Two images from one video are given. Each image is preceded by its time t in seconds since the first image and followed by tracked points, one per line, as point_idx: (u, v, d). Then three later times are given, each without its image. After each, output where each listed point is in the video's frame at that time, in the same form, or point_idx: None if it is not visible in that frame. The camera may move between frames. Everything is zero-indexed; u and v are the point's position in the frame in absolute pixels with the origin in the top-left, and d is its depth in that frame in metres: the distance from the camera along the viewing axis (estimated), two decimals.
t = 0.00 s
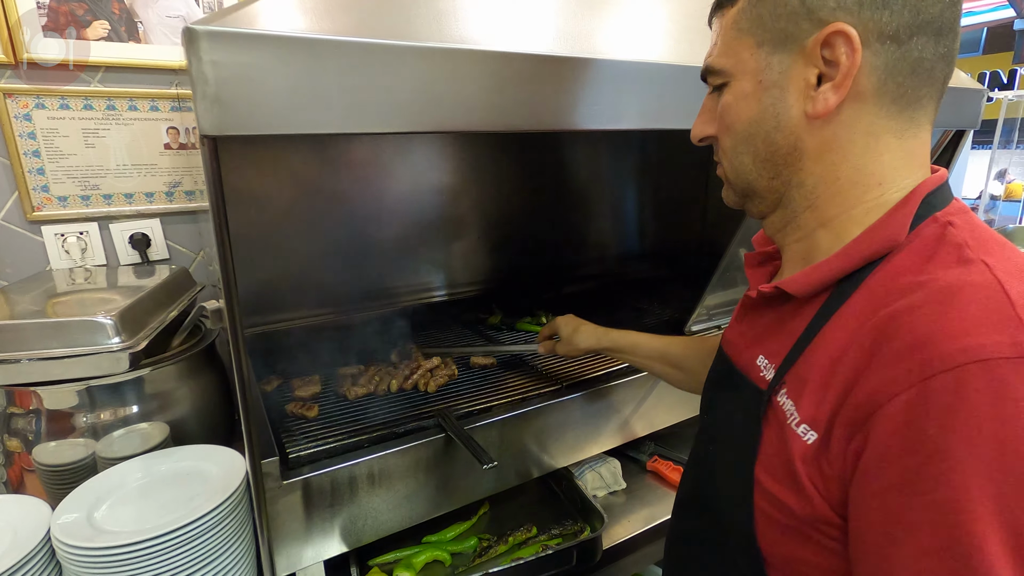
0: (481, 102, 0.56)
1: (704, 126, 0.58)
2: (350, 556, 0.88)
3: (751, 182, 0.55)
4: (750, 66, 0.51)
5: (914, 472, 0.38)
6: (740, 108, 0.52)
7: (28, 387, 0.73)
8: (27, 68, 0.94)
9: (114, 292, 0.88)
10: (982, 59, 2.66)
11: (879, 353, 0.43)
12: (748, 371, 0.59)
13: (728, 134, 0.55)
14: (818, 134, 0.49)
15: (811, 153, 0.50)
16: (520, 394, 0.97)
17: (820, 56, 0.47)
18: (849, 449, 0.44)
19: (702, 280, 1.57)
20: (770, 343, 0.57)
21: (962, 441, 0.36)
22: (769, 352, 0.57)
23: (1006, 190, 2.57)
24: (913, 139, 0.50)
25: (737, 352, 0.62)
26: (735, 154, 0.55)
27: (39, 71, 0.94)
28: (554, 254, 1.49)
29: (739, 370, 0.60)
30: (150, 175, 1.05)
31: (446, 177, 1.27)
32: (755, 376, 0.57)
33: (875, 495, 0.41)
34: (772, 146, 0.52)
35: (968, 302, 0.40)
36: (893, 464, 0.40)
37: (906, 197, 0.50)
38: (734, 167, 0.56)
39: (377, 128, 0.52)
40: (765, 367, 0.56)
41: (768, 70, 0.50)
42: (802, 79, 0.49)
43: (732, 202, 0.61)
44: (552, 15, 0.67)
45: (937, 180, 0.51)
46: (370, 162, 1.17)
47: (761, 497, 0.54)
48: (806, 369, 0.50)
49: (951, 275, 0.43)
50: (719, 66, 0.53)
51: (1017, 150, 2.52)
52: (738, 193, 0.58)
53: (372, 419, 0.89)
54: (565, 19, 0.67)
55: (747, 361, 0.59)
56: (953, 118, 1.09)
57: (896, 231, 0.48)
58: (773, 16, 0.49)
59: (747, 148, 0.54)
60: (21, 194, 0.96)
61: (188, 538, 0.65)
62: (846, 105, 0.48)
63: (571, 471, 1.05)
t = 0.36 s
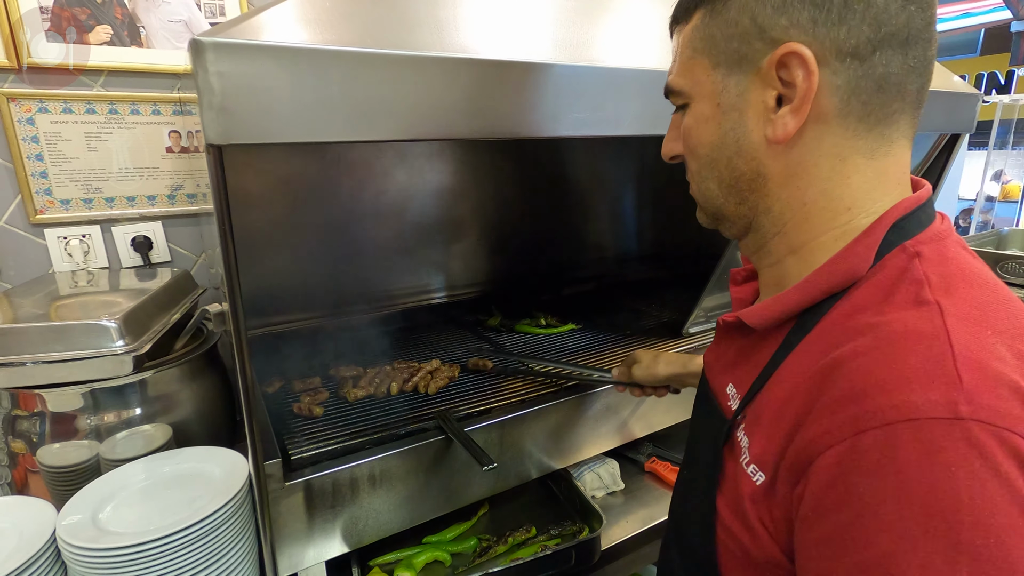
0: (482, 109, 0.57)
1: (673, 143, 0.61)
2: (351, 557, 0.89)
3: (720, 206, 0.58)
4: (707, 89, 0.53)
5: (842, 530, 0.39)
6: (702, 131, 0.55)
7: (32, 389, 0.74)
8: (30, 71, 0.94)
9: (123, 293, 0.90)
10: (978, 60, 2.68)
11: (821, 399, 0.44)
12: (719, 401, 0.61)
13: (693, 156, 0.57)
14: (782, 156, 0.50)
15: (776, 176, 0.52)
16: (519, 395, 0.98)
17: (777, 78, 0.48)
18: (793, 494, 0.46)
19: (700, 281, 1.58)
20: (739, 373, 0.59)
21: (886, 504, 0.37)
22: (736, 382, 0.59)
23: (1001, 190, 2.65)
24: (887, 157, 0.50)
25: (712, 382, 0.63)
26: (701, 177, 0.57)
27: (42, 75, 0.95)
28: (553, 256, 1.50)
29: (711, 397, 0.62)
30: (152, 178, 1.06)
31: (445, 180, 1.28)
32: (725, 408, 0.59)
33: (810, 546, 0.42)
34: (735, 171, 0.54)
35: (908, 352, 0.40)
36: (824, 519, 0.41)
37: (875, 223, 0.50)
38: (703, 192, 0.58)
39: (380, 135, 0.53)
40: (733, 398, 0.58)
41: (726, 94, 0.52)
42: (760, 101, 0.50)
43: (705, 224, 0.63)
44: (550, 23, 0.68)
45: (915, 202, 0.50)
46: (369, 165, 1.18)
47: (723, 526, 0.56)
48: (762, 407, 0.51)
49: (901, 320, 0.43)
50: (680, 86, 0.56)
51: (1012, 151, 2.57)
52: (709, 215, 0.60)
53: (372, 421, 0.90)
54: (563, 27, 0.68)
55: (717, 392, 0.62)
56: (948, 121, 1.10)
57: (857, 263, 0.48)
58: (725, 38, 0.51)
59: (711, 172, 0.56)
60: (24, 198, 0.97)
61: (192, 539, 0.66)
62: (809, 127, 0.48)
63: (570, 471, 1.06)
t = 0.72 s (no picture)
0: (486, 116, 0.59)
1: (681, 149, 0.62)
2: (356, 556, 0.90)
3: (723, 212, 0.59)
4: (716, 95, 0.55)
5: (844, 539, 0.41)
6: (708, 136, 0.56)
7: (42, 392, 0.75)
8: (38, 76, 0.95)
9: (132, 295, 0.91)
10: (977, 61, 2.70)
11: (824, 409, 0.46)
12: (725, 409, 0.62)
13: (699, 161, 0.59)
14: (786, 164, 0.52)
15: (780, 183, 0.53)
16: (522, 396, 0.99)
17: (784, 86, 0.50)
18: (796, 502, 0.47)
19: (700, 282, 1.59)
20: (743, 383, 0.60)
21: (886, 513, 0.38)
22: (743, 391, 0.60)
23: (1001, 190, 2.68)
24: (891, 168, 0.51)
25: (717, 390, 0.65)
26: (706, 182, 0.59)
27: (49, 80, 0.96)
28: (554, 258, 1.51)
29: (716, 406, 0.64)
30: (157, 181, 1.07)
31: (447, 183, 1.29)
32: (732, 416, 0.60)
33: (812, 554, 0.44)
34: (739, 177, 0.55)
35: (906, 365, 0.42)
36: (826, 528, 0.42)
37: (877, 234, 0.51)
38: (707, 197, 0.60)
39: (387, 142, 0.54)
40: (740, 408, 0.59)
41: (733, 101, 0.53)
42: (767, 109, 0.51)
43: (710, 229, 0.65)
44: (553, 30, 0.69)
45: (914, 215, 0.51)
46: (372, 168, 1.19)
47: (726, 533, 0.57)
48: (766, 416, 0.52)
49: (901, 332, 0.44)
50: (688, 92, 0.57)
51: (1009, 153, 2.60)
52: (713, 219, 0.62)
53: (377, 421, 0.91)
54: (565, 34, 0.69)
55: (723, 401, 0.63)
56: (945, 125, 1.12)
57: (858, 275, 0.50)
58: (735, 45, 0.52)
59: (715, 178, 0.58)
60: (31, 201, 0.98)
61: (200, 538, 0.67)
62: (813, 136, 0.50)
63: (571, 471, 1.07)
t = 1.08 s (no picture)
0: (490, 129, 0.60)
1: (676, 154, 0.63)
2: (359, 559, 0.91)
3: (719, 218, 0.60)
4: (720, 102, 0.56)
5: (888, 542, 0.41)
6: (709, 142, 0.57)
7: (52, 398, 0.77)
8: (45, 86, 0.96)
9: (140, 301, 0.93)
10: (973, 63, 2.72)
11: (850, 415, 0.46)
12: (729, 417, 0.63)
13: (696, 167, 0.59)
14: (786, 173, 0.53)
15: (778, 191, 0.54)
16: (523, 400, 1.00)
17: (788, 98, 0.51)
18: (827, 507, 0.48)
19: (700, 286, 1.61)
20: (748, 390, 0.61)
21: (932, 514, 0.39)
22: (747, 399, 0.61)
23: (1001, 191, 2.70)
24: (881, 182, 0.53)
25: (719, 399, 0.66)
26: (704, 188, 0.59)
27: (56, 88, 0.97)
28: (554, 261, 1.52)
29: (718, 414, 0.65)
30: (163, 188, 1.08)
31: (449, 188, 1.30)
32: (738, 423, 0.61)
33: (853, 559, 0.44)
34: (739, 184, 0.56)
35: (931, 367, 0.43)
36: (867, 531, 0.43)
37: (872, 243, 0.53)
38: (703, 202, 0.61)
39: (392, 156, 0.55)
40: (746, 414, 0.60)
41: (737, 109, 0.54)
42: (770, 119, 0.53)
43: (702, 233, 0.66)
44: (553, 42, 0.70)
45: (903, 225, 0.54)
46: (375, 174, 1.20)
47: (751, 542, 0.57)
48: (785, 421, 0.53)
49: (921, 336, 0.46)
50: (691, 98, 0.58)
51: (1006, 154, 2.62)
52: (708, 224, 0.62)
53: (380, 426, 0.92)
54: (566, 47, 0.71)
55: (727, 408, 0.64)
56: (942, 132, 1.13)
57: (864, 281, 0.51)
58: (742, 55, 0.53)
59: (714, 184, 0.58)
60: (38, 208, 0.99)
61: (208, 542, 0.68)
62: (813, 147, 0.51)
63: (572, 474, 1.08)
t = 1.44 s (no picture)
0: (492, 153, 0.63)
1: (662, 175, 0.65)
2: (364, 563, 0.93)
3: (704, 239, 0.63)
4: (706, 131, 0.58)
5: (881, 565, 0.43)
6: (694, 168, 0.59)
7: (66, 408, 0.79)
8: (57, 100, 0.99)
9: (156, 309, 0.96)
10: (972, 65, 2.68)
11: (841, 442, 0.49)
12: (717, 438, 0.65)
13: (680, 191, 0.62)
14: (768, 202, 0.56)
15: (760, 219, 0.57)
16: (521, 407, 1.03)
17: (771, 131, 0.53)
18: (820, 529, 0.50)
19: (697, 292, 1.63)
20: (737, 412, 0.64)
21: (922, 539, 0.41)
22: (736, 421, 0.63)
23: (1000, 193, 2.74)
24: (857, 213, 0.56)
25: (706, 419, 0.68)
26: (689, 212, 0.62)
27: (67, 102, 0.99)
28: (554, 268, 1.54)
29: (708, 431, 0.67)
30: (171, 199, 1.10)
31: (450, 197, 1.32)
32: (727, 444, 0.63)
33: None
34: (723, 210, 0.59)
35: (914, 396, 0.46)
36: (861, 555, 0.45)
37: (851, 272, 0.56)
38: (688, 224, 0.63)
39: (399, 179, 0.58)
40: (736, 436, 0.62)
41: (722, 139, 0.57)
42: (753, 150, 0.55)
43: (686, 250, 0.68)
44: (551, 65, 0.73)
45: (877, 255, 0.57)
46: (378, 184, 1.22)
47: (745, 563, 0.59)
48: (776, 444, 0.55)
49: (905, 365, 0.49)
50: (677, 124, 0.60)
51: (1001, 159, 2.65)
52: (693, 245, 0.65)
53: (383, 434, 0.95)
54: (564, 69, 0.73)
55: (714, 429, 0.66)
56: (934, 144, 1.15)
57: (847, 310, 0.54)
58: (729, 87, 0.55)
59: (698, 209, 0.61)
60: (50, 220, 1.01)
61: (219, 548, 0.70)
62: (794, 178, 0.54)
63: (571, 480, 1.10)
